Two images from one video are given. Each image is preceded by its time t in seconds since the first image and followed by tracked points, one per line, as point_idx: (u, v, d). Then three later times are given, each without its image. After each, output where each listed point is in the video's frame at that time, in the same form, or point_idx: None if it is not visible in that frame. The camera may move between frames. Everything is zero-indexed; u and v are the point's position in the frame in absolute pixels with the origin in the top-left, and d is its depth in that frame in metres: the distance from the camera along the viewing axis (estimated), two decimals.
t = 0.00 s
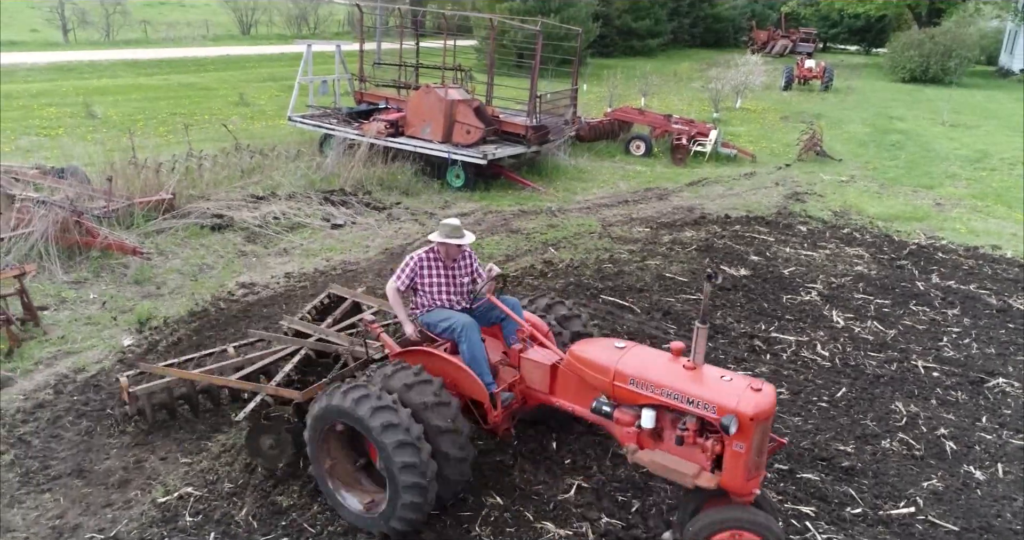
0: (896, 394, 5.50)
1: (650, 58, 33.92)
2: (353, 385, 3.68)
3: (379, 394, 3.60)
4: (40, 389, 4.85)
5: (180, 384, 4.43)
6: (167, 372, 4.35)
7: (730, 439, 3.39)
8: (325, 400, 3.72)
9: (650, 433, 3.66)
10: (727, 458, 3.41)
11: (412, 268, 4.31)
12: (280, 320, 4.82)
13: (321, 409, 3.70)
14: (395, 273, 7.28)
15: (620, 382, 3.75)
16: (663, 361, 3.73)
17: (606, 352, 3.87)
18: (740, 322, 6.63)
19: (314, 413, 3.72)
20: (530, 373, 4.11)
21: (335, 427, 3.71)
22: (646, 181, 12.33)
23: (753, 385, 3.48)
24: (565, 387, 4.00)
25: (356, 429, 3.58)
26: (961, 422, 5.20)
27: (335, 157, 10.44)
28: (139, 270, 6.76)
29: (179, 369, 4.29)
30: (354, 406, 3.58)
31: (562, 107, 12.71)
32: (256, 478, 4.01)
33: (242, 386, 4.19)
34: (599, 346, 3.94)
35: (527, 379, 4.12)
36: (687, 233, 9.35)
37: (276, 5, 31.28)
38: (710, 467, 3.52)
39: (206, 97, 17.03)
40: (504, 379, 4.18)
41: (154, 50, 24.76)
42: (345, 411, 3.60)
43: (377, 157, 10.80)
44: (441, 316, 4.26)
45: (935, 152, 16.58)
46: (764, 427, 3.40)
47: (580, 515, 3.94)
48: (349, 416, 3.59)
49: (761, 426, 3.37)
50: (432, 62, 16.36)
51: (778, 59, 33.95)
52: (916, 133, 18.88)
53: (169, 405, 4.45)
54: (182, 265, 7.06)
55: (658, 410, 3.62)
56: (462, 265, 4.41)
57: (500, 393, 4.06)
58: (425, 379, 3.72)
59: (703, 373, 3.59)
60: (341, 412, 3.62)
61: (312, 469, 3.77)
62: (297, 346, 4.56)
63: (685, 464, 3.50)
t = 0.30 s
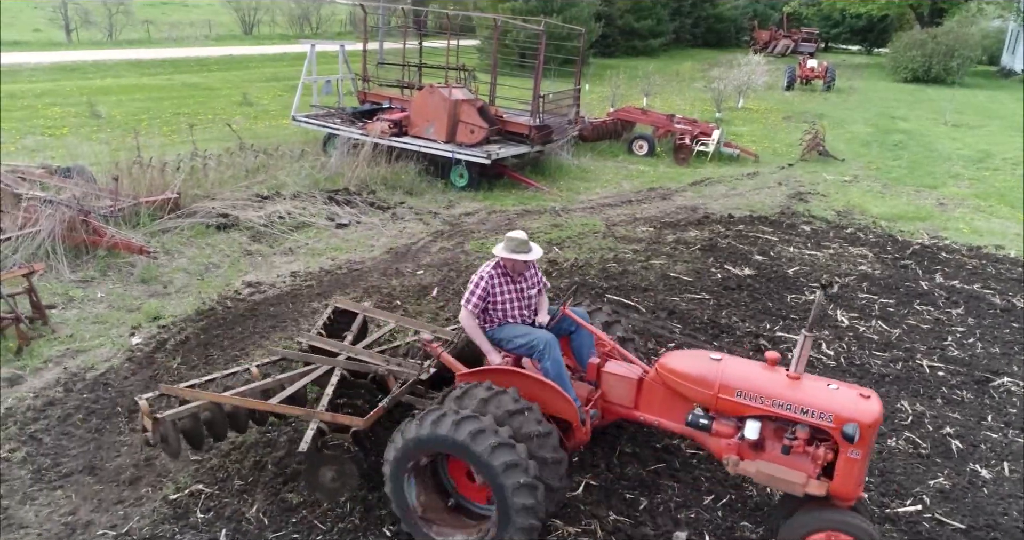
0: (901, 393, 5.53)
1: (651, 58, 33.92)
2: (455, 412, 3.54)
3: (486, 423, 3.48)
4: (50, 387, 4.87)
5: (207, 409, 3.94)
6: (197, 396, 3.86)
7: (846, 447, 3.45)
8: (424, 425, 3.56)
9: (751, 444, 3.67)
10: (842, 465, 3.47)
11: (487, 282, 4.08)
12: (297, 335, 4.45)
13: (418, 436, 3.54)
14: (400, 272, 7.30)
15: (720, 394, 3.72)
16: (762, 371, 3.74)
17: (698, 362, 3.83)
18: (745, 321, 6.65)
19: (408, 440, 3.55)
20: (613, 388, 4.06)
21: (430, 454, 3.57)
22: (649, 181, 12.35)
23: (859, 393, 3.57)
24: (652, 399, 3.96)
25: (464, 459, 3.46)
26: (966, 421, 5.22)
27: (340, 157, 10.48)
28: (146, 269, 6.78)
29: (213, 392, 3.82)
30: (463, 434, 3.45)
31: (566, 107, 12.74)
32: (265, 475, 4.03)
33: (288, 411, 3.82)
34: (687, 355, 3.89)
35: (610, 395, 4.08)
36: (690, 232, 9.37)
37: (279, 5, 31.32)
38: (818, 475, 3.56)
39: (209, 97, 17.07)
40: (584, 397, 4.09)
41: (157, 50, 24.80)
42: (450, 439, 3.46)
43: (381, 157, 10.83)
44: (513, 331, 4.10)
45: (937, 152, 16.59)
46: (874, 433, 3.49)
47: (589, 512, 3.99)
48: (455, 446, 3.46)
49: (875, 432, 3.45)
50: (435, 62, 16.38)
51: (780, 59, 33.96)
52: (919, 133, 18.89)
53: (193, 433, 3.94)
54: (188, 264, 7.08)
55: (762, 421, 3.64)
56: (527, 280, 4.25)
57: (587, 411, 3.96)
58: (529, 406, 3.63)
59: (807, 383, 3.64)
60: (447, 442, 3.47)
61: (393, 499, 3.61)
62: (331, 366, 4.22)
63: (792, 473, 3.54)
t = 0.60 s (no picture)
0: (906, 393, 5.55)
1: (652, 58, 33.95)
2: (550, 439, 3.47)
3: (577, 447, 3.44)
4: (56, 387, 4.88)
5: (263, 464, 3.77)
6: (253, 452, 3.68)
7: (944, 466, 3.39)
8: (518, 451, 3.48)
9: (841, 463, 3.63)
10: (940, 485, 3.42)
11: (572, 304, 4.02)
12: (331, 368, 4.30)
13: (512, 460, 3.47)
14: (404, 272, 7.30)
15: (809, 413, 3.67)
16: (850, 387, 3.70)
17: (783, 380, 3.79)
18: (749, 321, 6.66)
19: (499, 464, 3.49)
20: (691, 407, 4.03)
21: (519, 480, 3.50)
22: (652, 181, 12.35)
23: (954, 410, 3.52)
24: (733, 416, 3.92)
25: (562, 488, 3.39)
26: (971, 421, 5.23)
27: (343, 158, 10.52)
28: (151, 269, 6.80)
29: (271, 449, 3.64)
30: (560, 463, 3.39)
31: (568, 107, 12.75)
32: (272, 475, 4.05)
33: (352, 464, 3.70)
34: (771, 372, 3.85)
35: (688, 414, 4.04)
36: (694, 232, 9.38)
37: (281, 5, 31.38)
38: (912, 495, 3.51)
39: (212, 98, 17.10)
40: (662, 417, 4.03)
41: (160, 50, 24.86)
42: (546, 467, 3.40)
43: (385, 157, 10.85)
44: (588, 353, 4.05)
45: (940, 152, 16.58)
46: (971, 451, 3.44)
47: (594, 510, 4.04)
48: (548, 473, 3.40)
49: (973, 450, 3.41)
50: (437, 62, 16.40)
51: (782, 59, 33.96)
52: (922, 133, 18.88)
53: (248, 488, 3.76)
54: (193, 265, 7.09)
55: (853, 440, 3.59)
56: (601, 302, 4.18)
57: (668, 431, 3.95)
58: (612, 429, 3.60)
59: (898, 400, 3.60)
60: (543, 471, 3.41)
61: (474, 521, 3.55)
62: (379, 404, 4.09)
63: (886, 493, 3.50)
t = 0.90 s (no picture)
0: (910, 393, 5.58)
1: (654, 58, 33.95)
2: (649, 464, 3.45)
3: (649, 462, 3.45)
4: (65, 386, 4.91)
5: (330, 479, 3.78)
6: (320, 467, 3.69)
7: None
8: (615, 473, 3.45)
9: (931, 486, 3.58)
10: None
11: (646, 323, 3.97)
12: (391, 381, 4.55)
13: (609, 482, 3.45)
14: (409, 272, 7.33)
15: (898, 434, 3.62)
16: (940, 407, 3.65)
17: (868, 398, 3.75)
18: (753, 321, 6.68)
19: (595, 483, 3.46)
20: (770, 426, 3.98)
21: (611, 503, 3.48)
22: (655, 182, 12.36)
23: None
24: (813, 436, 3.88)
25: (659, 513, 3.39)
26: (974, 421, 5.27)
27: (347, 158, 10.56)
28: (157, 269, 6.82)
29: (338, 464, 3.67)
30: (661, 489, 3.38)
31: (571, 107, 12.78)
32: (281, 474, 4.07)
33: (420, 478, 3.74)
34: (855, 390, 3.80)
35: (767, 433, 3.99)
36: (697, 232, 9.39)
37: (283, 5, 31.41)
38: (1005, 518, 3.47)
39: (214, 97, 17.14)
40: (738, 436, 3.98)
41: (162, 50, 24.91)
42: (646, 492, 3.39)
43: (388, 157, 10.87)
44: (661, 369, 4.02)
45: (943, 153, 16.59)
46: None
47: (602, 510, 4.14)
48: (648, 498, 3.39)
49: None
50: (440, 62, 16.41)
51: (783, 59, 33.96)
52: (924, 134, 18.89)
53: (313, 504, 3.75)
54: (199, 264, 7.12)
55: (944, 461, 3.56)
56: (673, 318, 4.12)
57: (748, 451, 3.90)
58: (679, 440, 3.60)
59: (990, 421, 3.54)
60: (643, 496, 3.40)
61: None
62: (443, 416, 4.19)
63: (980, 516, 3.47)
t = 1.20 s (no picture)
0: (904, 391, 5.63)
1: (654, 59, 34.01)
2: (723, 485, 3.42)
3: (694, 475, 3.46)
4: (63, 384, 4.95)
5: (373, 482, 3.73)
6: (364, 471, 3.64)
7: None
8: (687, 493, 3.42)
9: (997, 501, 3.67)
10: None
11: (706, 335, 3.99)
12: (434, 384, 4.62)
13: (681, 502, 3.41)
14: (407, 271, 7.37)
15: (966, 449, 3.70)
16: (1005, 422, 3.74)
17: (933, 412, 3.82)
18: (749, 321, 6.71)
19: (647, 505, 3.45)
20: (827, 439, 4.01)
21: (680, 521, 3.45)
22: (654, 182, 12.38)
23: None
24: (874, 450, 3.92)
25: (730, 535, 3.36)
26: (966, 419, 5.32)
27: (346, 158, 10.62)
28: (157, 268, 6.87)
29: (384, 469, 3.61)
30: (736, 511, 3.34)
31: (570, 108, 12.81)
32: (276, 470, 4.11)
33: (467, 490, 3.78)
34: (919, 404, 3.88)
35: (824, 447, 4.01)
36: (695, 232, 9.43)
37: (284, 5, 31.48)
38: None
39: (215, 97, 17.19)
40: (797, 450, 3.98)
41: (163, 50, 24.97)
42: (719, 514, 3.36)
43: (388, 157, 10.92)
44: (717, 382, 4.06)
45: (942, 153, 16.60)
46: None
47: (594, 508, 4.34)
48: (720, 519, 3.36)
49: None
50: (439, 62, 16.45)
51: (784, 59, 33.96)
52: (924, 134, 18.89)
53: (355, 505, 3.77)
54: (198, 264, 7.16)
55: (1011, 477, 3.64)
56: (730, 332, 4.15)
57: (807, 465, 3.91)
58: (719, 448, 3.61)
59: None
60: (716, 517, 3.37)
61: None
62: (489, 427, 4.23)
63: None
